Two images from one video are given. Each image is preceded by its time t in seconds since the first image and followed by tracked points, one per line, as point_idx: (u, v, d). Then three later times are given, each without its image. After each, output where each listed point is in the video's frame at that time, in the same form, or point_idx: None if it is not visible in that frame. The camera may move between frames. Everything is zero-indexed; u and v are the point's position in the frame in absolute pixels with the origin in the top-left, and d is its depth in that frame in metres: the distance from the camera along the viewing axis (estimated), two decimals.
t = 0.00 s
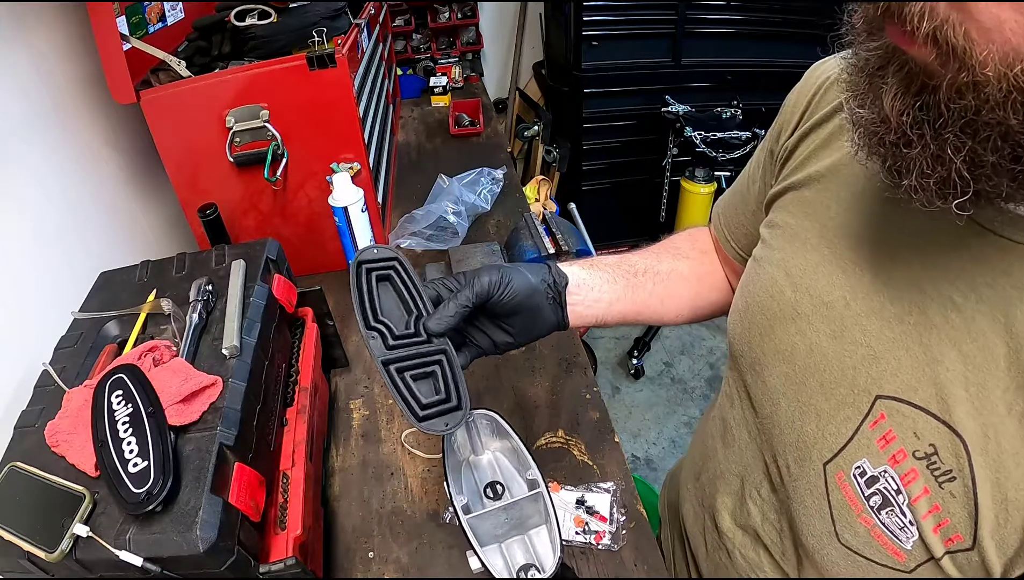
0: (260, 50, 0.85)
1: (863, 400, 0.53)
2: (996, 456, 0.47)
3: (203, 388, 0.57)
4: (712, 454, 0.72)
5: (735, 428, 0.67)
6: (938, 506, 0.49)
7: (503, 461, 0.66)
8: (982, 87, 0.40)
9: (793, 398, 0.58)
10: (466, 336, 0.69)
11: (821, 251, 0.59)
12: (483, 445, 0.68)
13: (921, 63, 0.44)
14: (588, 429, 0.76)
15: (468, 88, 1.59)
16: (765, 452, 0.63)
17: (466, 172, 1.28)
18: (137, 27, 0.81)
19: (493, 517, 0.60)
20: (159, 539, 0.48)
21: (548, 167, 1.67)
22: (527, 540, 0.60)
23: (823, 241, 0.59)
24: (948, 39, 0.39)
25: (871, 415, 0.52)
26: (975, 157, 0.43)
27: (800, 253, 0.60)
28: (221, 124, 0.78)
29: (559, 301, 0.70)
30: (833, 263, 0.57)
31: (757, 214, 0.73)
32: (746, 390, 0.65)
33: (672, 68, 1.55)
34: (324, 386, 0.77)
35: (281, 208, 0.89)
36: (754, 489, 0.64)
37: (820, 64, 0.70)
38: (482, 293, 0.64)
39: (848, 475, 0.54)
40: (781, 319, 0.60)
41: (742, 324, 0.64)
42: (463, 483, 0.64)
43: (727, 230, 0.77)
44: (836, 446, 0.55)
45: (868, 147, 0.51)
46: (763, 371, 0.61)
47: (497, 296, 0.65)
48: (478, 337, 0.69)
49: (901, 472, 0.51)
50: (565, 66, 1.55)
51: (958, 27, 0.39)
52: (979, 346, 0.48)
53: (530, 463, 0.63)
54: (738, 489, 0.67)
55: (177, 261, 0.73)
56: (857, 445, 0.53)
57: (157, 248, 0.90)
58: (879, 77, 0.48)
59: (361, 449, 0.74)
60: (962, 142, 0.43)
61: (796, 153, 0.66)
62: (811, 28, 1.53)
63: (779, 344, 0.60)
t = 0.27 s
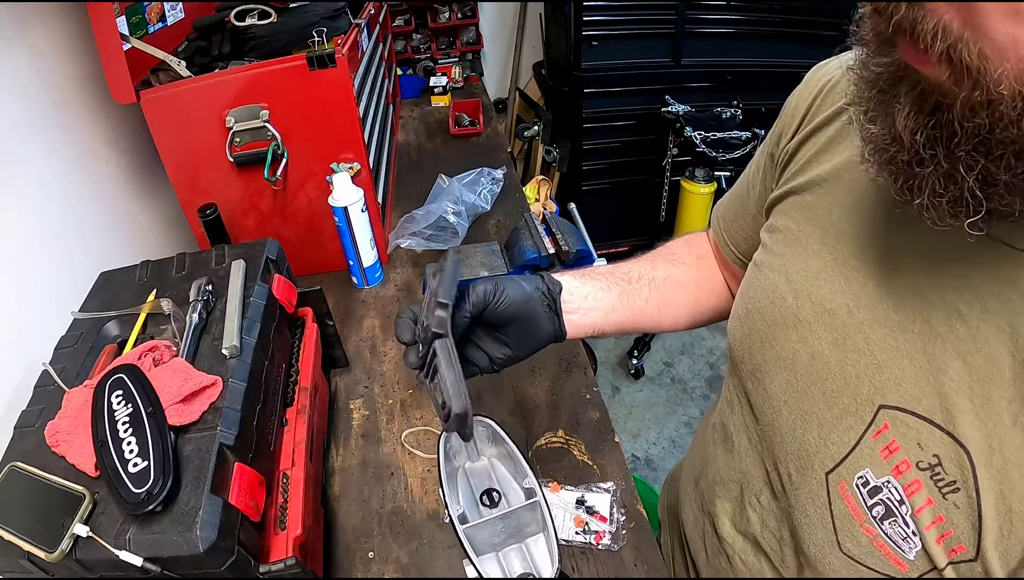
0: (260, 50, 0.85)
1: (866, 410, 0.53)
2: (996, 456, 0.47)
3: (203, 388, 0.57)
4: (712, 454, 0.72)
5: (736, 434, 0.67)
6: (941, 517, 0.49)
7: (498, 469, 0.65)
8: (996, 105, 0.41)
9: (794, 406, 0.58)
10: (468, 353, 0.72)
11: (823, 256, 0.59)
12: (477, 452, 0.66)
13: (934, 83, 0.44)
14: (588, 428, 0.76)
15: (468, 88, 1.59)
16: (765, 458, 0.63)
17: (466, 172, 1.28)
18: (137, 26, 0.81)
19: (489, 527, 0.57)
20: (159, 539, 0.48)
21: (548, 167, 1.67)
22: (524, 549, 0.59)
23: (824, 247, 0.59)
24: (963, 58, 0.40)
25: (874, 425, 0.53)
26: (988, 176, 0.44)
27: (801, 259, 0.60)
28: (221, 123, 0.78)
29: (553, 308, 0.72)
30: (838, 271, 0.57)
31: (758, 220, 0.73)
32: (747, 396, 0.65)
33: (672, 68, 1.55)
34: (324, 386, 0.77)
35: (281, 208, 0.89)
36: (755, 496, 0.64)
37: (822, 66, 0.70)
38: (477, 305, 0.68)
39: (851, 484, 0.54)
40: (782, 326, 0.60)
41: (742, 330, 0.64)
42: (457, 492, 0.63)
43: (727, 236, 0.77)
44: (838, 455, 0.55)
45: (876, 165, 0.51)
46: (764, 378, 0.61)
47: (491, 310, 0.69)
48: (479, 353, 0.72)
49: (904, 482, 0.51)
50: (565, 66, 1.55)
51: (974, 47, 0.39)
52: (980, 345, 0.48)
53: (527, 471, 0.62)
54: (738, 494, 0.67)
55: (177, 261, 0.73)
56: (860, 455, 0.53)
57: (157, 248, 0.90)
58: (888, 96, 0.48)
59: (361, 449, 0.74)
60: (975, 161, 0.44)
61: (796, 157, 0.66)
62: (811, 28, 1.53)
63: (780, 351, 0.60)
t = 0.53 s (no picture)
0: (260, 50, 0.85)
1: (866, 418, 0.53)
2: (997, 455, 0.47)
3: (203, 388, 0.57)
4: (712, 454, 0.72)
5: (735, 438, 0.67)
6: (942, 526, 0.49)
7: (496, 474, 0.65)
8: (1015, 120, 0.40)
9: (794, 413, 0.58)
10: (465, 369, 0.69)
11: (823, 261, 0.59)
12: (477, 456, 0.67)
13: (952, 99, 0.44)
14: (588, 429, 0.76)
15: (468, 88, 1.59)
16: (764, 463, 0.63)
17: (466, 172, 1.28)
18: (137, 27, 0.81)
19: (488, 532, 0.58)
20: (159, 539, 0.47)
21: (548, 167, 1.67)
22: (523, 554, 0.59)
23: (825, 251, 0.59)
24: (979, 75, 0.40)
25: (874, 434, 0.52)
26: (1003, 190, 0.43)
27: (801, 264, 0.60)
28: (221, 124, 0.79)
29: (552, 321, 0.71)
30: (838, 276, 0.57)
31: (758, 224, 0.73)
32: (746, 401, 0.65)
33: (672, 68, 1.55)
34: (324, 386, 0.77)
35: (281, 209, 0.89)
36: (753, 501, 0.64)
37: (822, 67, 0.70)
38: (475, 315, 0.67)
39: (851, 493, 0.54)
40: (782, 331, 0.60)
41: (742, 335, 0.64)
42: (457, 497, 0.63)
43: (727, 239, 0.77)
44: (838, 463, 0.55)
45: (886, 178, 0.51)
46: (763, 385, 0.61)
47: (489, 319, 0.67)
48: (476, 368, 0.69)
49: (904, 491, 0.51)
50: (565, 66, 1.55)
51: (991, 64, 0.39)
52: (980, 345, 0.48)
53: (526, 476, 0.63)
54: (736, 498, 0.67)
55: (177, 261, 0.73)
56: (860, 463, 0.53)
57: (157, 248, 0.90)
58: (904, 110, 0.47)
59: (361, 449, 0.74)
60: (990, 174, 0.43)
61: (796, 161, 0.66)
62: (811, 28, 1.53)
63: (779, 357, 0.60)
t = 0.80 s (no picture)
0: (260, 50, 0.85)
1: (867, 422, 0.53)
2: (996, 455, 0.47)
3: (203, 388, 0.57)
4: (712, 454, 0.72)
5: (736, 440, 0.67)
6: (942, 531, 0.49)
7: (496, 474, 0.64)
8: (1016, 128, 0.40)
9: (794, 415, 0.58)
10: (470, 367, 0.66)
11: (824, 264, 0.59)
12: (477, 456, 0.66)
13: (952, 103, 0.44)
14: (588, 429, 0.76)
15: (468, 88, 1.59)
16: (764, 465, 0.63)
17: (466, 172, 1.28)
18: (137, 26, 0.81)
19: (489, 532, 0.59)
20: (159, 539, 0.47)
21: (548, 167, 1.67)
22: (523, 556, 0.59)
23: (827, 253, 0.59)
24: (981, 81, 0.40)
25: (875, 437, 0.52)
26: (1006, 199, 0.43)
27: (802, 266, 0.60)
28: (221, 124, 0.79)
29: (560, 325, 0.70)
30: (838, 279, 0.57)
31: (759, 225, 0.73)
32: (746, 404, 0.65)
33: (672, 68, 1.55)
34: (324, 386, 0.77)
35: (281, 209, 0.89)
36: (753, 504, 0.64)
37: (822, 69, 0.70)
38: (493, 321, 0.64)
39: (851, 497, 0.54)
40: (782, 333, 0.60)
41: (742, 338, 0.65)
42: (457, 498, 0.63)
43: (727, 240, 0.77)
44: (838, 467, 0.55)
45: (885, 182, 0.51)
46: (763, 387, 0.61)
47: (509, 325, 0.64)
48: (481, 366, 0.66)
49: (905, 495, 0.51)
50: (565, 66, 1.55)
51: (992, 69, 0.39)
52: (978, 344, 0.48)
53: (526, 478, 0.63)
54: (735, 501, 0.67)
55: (177, 261, 0.73)
56: (860, 467, 0.53)
57: (157, 248, 0.90)
58: (903, 114, 0.48)
59: (361, 449, 0.74)
60: (992, 183, 0.43)
61: (798, 162, 0.66)
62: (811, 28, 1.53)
63: (780, 360, 0.60)
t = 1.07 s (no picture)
0: (261, 50, 0.85)
1: (868, 422, 0.53)
2: (997, 455, 0.47)
3: (203, 388, 0.57)
4: (712, 454, 0.72)
5: (737, 440, 0.67)
6: (944, 532, 0.49)
7: (495, 474, 0.65)
8: None
9: (796, 415, 0.58)
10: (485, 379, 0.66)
11: (826, 263, 0.59)
12: (475, 457, 0.67)
13: (958, 110, 0.44)
14: (588, 428, 0.76)
15: (468, 88, 1.59)
16: (766, 464, 0.63)
17: (466, 172, 1.28)
18: (137, 27, 0.81)
19: (487, 532, 0.58)
20: (159, 540, 0.47)
21: (548, 167, 1.67)
22: (522, 556, 0.58)
23: (828, 253, 0.59)
24: (990, 88, 0.39)
25: (877, 438, 0.52)
26: (1014, 205, 0.43)
27: (804, 266, 0.60)
28: (221, 124, 0.79)
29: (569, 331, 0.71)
30: (839, 279, 0.57)
31: (761, 225, 0.73)
32: (747, 404, 0.65)
33: (672, 68, 1.55)
34: (324, 386, 0.77)
35: (281, 208, 0.89)
36: (754, 503, 0.64)
37: (823, 69, 0.70)
38: (503, 330, 0.65)
39: (852, 497, 0.54)
40: (783, 334, 0.60)
41: (743, 337, 0.65)
42: (457, 498, 0.63)
43: (728, 239, 0.78)
44: (840, 467, 0.55)
45: (890, 187, 0.51)
46: (765, 387, 0.61)
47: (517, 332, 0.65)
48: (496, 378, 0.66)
49: (906, 496, 0.51)
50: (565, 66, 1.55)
51: (1001, 77, 0.38)
52: (979, 344, 0.48)
53: (524, 477, 0.63)
54: (736, 501, 0.67)
55: (177, 261, 0.73)
56: (862, 468, 0.53)
57: (157, 248, 0.90)
58: (911, 121, 0.47)
59: (362, 449, 0.74)
60: (1000, 190, 0.43)
61: (801, 162, 0.66)
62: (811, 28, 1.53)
63: (781, 360, 0.60)
